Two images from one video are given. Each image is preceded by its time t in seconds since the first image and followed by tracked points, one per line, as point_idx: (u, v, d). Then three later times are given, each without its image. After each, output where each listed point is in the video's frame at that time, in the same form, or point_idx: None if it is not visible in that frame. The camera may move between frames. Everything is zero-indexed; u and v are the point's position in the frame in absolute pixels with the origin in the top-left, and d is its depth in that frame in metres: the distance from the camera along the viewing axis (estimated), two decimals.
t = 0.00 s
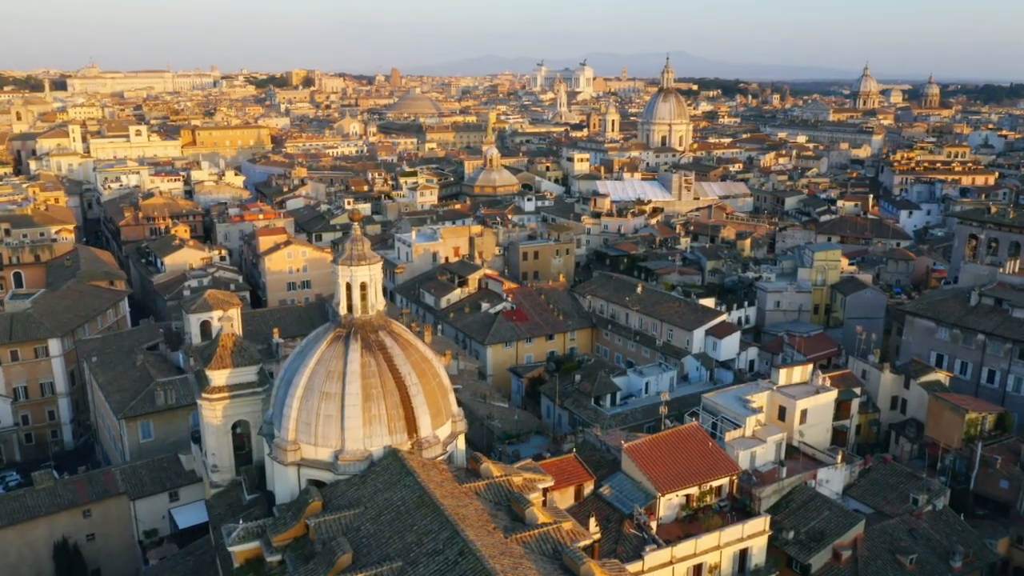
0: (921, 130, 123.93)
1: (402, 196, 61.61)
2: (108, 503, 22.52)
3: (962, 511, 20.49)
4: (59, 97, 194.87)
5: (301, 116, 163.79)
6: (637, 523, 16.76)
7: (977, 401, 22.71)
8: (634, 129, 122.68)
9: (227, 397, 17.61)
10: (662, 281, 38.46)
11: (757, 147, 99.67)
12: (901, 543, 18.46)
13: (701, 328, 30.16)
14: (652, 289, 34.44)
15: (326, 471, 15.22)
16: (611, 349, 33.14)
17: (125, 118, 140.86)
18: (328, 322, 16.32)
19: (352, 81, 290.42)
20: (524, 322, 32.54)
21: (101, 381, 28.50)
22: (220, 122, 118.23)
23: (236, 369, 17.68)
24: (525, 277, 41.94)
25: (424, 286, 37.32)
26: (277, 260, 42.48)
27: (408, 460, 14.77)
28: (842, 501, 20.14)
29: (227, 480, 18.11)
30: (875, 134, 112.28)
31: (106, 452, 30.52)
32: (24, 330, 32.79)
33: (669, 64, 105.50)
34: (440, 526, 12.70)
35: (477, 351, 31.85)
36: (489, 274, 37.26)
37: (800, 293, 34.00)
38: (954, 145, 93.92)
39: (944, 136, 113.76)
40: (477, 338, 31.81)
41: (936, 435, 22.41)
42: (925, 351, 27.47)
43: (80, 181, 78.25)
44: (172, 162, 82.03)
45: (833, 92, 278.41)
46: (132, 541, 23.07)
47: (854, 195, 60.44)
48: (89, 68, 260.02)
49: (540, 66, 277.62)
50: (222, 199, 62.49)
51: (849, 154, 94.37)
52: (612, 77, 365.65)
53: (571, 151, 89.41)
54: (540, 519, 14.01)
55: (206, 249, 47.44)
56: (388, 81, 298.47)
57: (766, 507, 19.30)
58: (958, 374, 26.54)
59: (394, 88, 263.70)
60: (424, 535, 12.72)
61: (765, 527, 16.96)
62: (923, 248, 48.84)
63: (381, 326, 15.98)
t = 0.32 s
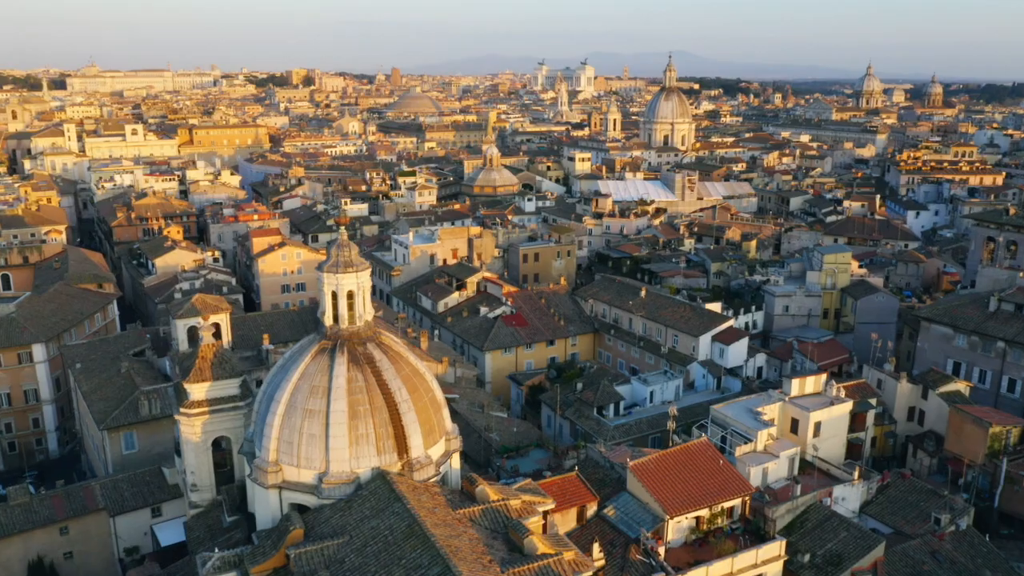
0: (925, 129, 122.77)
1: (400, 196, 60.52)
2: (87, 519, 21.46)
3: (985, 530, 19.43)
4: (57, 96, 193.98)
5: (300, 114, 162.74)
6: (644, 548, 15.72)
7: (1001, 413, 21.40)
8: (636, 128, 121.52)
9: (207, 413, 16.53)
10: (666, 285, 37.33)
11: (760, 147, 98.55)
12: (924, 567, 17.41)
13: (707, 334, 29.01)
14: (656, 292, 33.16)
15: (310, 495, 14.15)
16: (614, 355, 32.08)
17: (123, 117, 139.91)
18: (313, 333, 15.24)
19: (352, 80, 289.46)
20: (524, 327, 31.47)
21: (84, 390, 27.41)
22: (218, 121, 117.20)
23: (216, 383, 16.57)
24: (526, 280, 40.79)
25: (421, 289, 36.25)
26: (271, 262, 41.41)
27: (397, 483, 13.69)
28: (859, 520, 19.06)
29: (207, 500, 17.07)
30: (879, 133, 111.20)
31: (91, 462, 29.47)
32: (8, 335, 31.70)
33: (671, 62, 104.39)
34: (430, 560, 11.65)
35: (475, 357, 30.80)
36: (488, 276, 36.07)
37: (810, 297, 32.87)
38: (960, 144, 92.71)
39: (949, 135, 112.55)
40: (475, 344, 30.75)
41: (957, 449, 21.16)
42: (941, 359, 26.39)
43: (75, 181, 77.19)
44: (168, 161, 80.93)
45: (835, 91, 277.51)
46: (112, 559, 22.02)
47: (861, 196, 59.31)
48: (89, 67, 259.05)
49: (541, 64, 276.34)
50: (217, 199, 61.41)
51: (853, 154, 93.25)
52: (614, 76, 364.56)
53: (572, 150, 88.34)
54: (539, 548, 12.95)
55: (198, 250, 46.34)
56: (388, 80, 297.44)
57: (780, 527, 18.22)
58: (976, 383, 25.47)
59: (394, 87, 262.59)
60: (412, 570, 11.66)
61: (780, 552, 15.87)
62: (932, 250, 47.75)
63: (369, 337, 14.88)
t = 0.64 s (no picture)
0: (930, 128, 121.47)
1: (398, 196, 59.37)
2: (62, 537, 20.36)
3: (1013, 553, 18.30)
4: (55, 96, 192.83)
5: (299, 113, 161.53)
6: None
7: None
8: (637, 127, 120.36)
9: (183, 431, 15.41)
10: (671, 289, 36.22)
11: (763, 146, 97.41)
12: None
13: (714, 341, 27.88)
14: (661, 297, 32.05)
15: (290, 523, 13.06)
16: (617, 361, 30.94)
17: (120, 116, 138.81)
18: (296, 346, 14.14)
19: (352, 79, 288.37)
20: (524, 333, 30.33)
21: (65, 399, 26.28)
22: (216, 120, 116.05)
23: (193, 399, 15.45)
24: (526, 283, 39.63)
25: (418, 292, 35.11)
26: (264, 264, 40.27)
27: (384, 512, 12.58)
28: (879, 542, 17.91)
29: (185, 523, 15.95)
30: (883, 133, 110.03)
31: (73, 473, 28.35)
32: None
33: (674, 61, 103.18)
34: None
35: (473, 364, 29.68)
36: (486, 279, 34.93)
37: (820, 302, 31.73)
38: (966, 143, 91.45)
39: (954, 135, 111.38)
40: (473, 350, 29.63)
41: (980, 466, 20.06)
42: (959, 367, 25.26)
43: (68, 181, 76.14)
44: (163, 161, 79.78)
45: (837, 90, 276.51)
46: None
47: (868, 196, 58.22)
48: (88, 65, 257.95)
49: (541, 63, 274.99)
50: (211, 199, 60.35)
51: (858, 154, 92.06)
52: (614, 75, 363.96)
53: (573, 150, 87.19)
54: None
55: (191, 252, 45.20)
56: (389, 79, 296.23)
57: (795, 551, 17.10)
58: (996, 393, 24.34)
59: (394, 86, 261.35)
60: None
61: None
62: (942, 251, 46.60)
63: (354, 352, 13.76)
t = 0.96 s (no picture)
0: (935, 126, 120.15)
1: (396, 196, 58.25)
2: (34, 559, 19.22)
3: None
4: (53, 95, 191.77)
5: (298, 113, 160.37)
6: None
7: None
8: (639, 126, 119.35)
9: (155, 453, 14.31)
10: (676, 293, 35.11)
11: (767, 146, 96.26)
12: None
13: (721, 348, 26.72)
14: (666, 301, 30.88)
15: (266, 558, 11.92)
16: (620, 369, 29.80)
17: (117, 115, 137.78)
18: (274, 363, 13.00)
19: (353, 78, 287.36)
20: (523, 339, 29.20)
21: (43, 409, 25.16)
22: (213, 120, 114.90)
23: (165, 419, 14.35)
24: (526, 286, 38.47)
25: (415, 296, 33.98)
26: (257, 267, 39.13)
27: (368, 547, 11.45)
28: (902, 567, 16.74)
29: (158, 551, 14.83)
30: (887, 132, 108.79)
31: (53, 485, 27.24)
32: None
33: (676, 59, 101.99)
34: None
35: (470, 372, 28.56)
36: (485, 283, 33.77)
37: (831, 307, 30.57)
38: (973, 142, 90.22)
39: (958, 134, 110.16)
40: (470, 357, 28.50)
41: (1007, 484, 18.90)
42: (979, 377, 24.12)
43: (62, 180, 75.03)
44: (158, 160, 78.67)
45: (838, 89, 276.12)
46: None
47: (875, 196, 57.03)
48: (88, 65, 256.95)
49: (541, 62, 273.71)
50: (205, 200, 59.24)
51: (862, 153, 90.87)
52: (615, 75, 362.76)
53: (574, 150, 86.05)
54: None
55: (182, 254, 44.08)
56: (390, 78, 295.26)
57: None
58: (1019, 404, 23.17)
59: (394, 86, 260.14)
60: None
61: None
62: (952, 253, 45.45)
63: (337, 371, 12.62)
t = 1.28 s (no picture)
0: (940, 126, 118.88)
1: (393, 196, 57.08)
2: None
3: None
4: (51, 94, 190.51)
5: (296, 112, 159.13)
6: None
7: None
8: (640, 126, 118.19)
9: (121, 479, 13.17)
10: (680, 298, 33.96)
11: (770, 145, 95.10)
12: None
13: (730, 357, 25.57)
14: (671, 307, 29.65)
15: None
16: (623, 377, 28.62)
17: (115, 115, 136.73)
18: (248, 384, 11.84)
19: (353, 78, 286.14)
20: (523, 347, 28.03)
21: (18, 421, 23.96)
22: (210, 119, 113.78)
23: (132, 441, 13.21)
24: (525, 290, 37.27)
25: (410, 301, 32.83)
26: (249, 270, 38.01)
27: None
28: None
29: None
30: (891, 132, 107.55)
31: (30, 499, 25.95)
32: None
33: (678, 58, 100.77)
34: None
35: (467, 380, 27.38)
36: (483, 287, 32.57)
37: (843, 313, 29.38)
38: (978, 142, 89.05)
39: (963, 134, 108.93)
40: (467, 365, 27.34)
41: None
42: (1001, 388, 22.94)
43: (54, 180, 73.92)
44: (153, 160, 77.48)
45: (839, 88, 274.87)
46: None
47: (882, 197, 55.90)
48: (87, 65, 255.99)
49: (542, 62, 272.46)
50: (199, 201, 58.08)
51: (867, 153, 89.66)
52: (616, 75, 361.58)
53: (575, 150, 84.90)
54: None
55: (173, 256, 42.95)
56: (390, 78, 294.07)
57: None
58: None
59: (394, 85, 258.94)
60: None
61: None
62: (963, 255, 44.23)
63: (316, 393, 11.45)
